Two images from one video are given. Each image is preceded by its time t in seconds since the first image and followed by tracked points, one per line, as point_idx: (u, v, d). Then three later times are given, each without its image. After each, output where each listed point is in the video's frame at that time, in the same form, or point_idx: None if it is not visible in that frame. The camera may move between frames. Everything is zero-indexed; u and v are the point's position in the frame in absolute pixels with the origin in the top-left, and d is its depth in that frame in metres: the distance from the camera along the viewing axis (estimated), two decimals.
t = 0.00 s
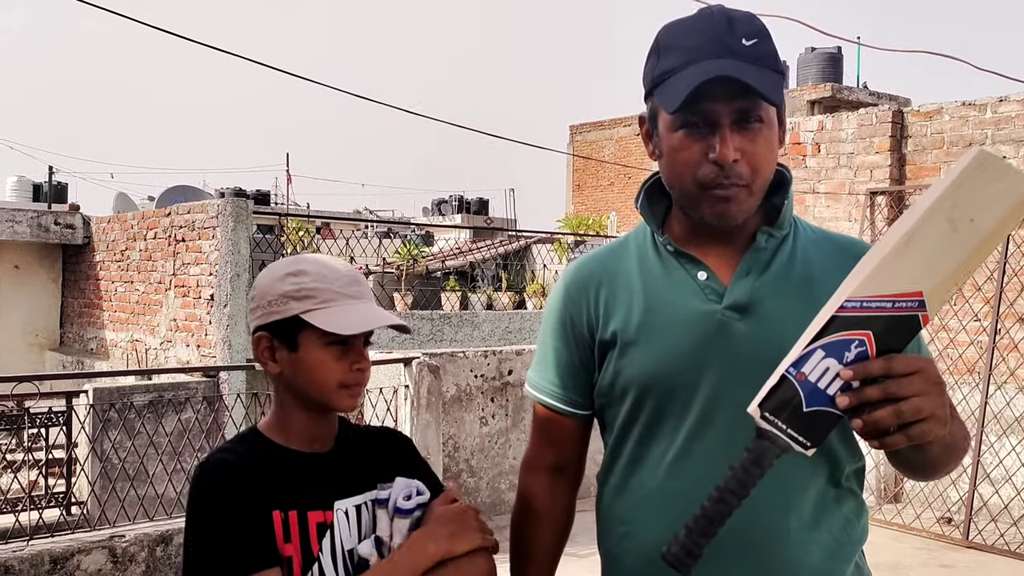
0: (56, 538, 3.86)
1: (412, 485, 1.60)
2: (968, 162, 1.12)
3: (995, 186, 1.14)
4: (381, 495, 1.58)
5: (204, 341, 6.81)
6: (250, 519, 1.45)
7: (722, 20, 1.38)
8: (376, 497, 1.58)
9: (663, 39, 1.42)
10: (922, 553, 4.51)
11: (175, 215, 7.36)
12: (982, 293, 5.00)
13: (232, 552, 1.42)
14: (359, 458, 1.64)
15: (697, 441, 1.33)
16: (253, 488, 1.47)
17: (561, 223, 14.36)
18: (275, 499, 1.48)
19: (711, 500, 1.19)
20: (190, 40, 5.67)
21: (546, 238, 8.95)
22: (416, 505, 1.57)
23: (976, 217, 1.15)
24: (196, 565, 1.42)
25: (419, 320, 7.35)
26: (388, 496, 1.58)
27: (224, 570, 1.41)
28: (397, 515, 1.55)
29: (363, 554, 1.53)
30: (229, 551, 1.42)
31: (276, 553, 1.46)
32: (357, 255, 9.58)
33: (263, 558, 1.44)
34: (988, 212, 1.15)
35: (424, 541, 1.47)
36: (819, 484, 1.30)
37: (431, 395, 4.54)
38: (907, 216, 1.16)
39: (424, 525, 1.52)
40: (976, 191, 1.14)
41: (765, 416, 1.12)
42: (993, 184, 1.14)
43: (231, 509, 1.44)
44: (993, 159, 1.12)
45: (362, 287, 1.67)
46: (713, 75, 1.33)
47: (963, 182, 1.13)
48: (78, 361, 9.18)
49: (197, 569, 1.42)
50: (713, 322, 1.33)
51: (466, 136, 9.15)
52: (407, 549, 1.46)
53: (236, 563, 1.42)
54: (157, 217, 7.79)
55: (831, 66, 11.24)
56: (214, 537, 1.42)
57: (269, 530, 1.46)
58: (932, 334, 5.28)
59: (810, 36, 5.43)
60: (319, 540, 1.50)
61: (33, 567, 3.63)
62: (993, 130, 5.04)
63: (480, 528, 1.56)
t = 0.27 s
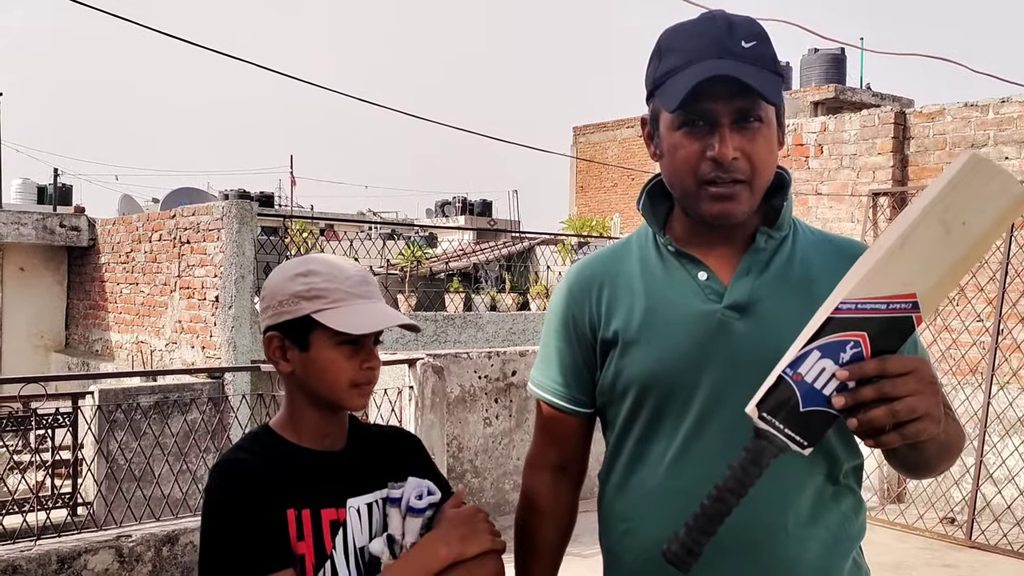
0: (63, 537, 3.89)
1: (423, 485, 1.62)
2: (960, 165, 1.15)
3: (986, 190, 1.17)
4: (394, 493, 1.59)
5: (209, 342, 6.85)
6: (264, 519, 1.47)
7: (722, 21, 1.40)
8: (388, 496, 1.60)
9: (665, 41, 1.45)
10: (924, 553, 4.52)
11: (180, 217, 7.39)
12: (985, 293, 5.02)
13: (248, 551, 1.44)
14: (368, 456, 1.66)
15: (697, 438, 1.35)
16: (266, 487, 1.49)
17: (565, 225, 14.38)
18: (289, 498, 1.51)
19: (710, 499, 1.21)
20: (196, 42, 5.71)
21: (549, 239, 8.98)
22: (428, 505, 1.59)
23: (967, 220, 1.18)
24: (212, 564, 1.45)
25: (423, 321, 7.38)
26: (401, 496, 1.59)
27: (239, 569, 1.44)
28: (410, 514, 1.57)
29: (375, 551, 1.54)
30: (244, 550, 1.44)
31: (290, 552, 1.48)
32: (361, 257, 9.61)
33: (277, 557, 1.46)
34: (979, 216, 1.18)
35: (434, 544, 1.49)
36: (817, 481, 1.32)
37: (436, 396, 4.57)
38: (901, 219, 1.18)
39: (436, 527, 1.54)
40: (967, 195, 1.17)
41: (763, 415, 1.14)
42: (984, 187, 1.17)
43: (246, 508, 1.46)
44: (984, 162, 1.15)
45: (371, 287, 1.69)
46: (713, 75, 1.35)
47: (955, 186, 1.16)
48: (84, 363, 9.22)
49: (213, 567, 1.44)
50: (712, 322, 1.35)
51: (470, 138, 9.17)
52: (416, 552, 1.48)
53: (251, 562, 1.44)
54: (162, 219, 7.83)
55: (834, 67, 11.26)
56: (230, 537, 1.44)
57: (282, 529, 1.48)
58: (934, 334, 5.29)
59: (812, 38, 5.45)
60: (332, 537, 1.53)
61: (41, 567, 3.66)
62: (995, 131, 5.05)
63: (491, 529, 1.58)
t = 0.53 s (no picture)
0: (72, 536, 3.92)
1: (431, 481, 1.64)
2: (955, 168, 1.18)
3: (981, 191, 1.19)
4: (402, 490, 1.61)
5: (215, 342, 6.88)
6: (276, 515, 1.49)
7: (724, 20, 1.42)
8: (396, 492, 1.62)
9: (667, 39, 1.47)
10: (928, 551, 4.53)
11: (185, 218, 7.43)
12: (989, 292, 5.03)
13: (260, 547, 1.47)
14: (376, 453, 1.68)
15: (699, 433, 1.37)
16: (277, 484, 1.51)
17: (568, 225, 14.39)
18: (300, 494, 1.53)
19: (711, 496, 1.28)
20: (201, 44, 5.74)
21: (554, 239, 9.00)
22: (435, 501, 1.61)
23: (963, 220, 1.20)
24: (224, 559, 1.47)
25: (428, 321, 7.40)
26: (409, 492, 1.61)
27: (252, 564, 1.46)
28: (418, 510, 1.59)
29: (383, 546, 1.57)
30: (256, 545, 1.46)
31: (301, 547, 1.50)
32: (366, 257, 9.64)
33: (289, 552, 1.48)
34: (974, 217, 1.20)
35: (441, 540, 1.52)
36: (819, 476, 1.34)
37: (441, 395, 4.60)
38: (898, 220, 1.20)
39: (443, 524, 1.57)
40: (962, 196, 1.19)
41: (762, 413, 1.16)
42: (980, 188, 1.19)
43: (258, 505, 1.48)
44: (979, 164, 1.17)
45: (379, 285, 1.72)
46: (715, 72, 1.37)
47: (951, 187, 1.19)
48: (90, 363, 9.27)
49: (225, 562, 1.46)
50: (714, 318, 1.38)
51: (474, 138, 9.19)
52: (424, 548, 1.50)
53: (263, 557, 1.46)
54: (168, 219, 7.87)
55: (838, 66, 11.25)
56: (242, 533, 1.47)
57: (294, 525, 1.51)
58: (938, 333, 5.30)
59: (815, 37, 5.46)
60: (342, 533, 1.55)
61: (50, 565, 3.70)
62: (998, 130, 5.06)
63: (496, 524, 1.61)
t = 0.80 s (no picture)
0: (77, 536, 3.94)
1: (432, 480, 1.65)
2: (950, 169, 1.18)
3: (976, 192, 1.20)
4: (403, 489, 1.62)
5: (219, 343, 6.90)
6: (280, 514, 1.50)
7: (725, 19, 1.43)
8: (398, 491, 1.63)
9: (669, 39, 1.48)
10: (931, 551, 4.54)
11: (189, 219, 7.45)
12: (991, 292, 5.03)
13: (265, 546, 1.48)
14: (378, 452, 1.69)
15: (700, 430, 1.38)
16: (279, 483, 1.52)
17: (571, 225, 14.41)
18: (303, 493, 1.54)
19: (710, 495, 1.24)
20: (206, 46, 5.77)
21: (557, 240, 9.02)
22: (437, 499, 1.61)
23: (957, 222, 1.21)
24: (229, 558, 1.48)
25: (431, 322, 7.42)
26: (411, 490, 1.61)
27: (256, 562, 1.47)
28: (419, 508, 1.59)
29: (386, 544, 1.58)
30: (261, 544, 1.47)
31: (305, 546, 1.52)
32: (369, 258, 9.65)
33: (293, 550, 1.50)
34: (968, 217, 1.21)
35: (442, 541, 1.53)
36: (819, 474, 1.35)
37: (443, 395, 4.62)
38: (895, 219, 1.21)
39: (445, 523, 1.58)
40: (958, 196, 1.20)
41: (760, 413, 1.17)
42: (975, 189, 1.20)
43: (262, 504, 1.49)
44: (976, 166, 1.18)
45: (380, 287, 1.73)
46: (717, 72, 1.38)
47: (947, 188, 1.19)
48: (94, 363, 9.29)
49: (230, 561, 1.47)
50: (715, 316, 1.39)
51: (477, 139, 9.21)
52: (426, 549, 1.52)
53: (268, 556, 1.47)
54: (172, 221, 7.89)
55: (841, 67, 11.26)
56: (246, 533, 1.48)
57: (297, 524, 1.52)
58: (941, 334, 5.30)
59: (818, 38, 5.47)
60: (345, 531, 1.57)
61: (55, 565, 3.71)
62: (1001, 130, 5.07)
63: (493, 515, 1.62)
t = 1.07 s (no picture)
0: (81, 537, 3.95)
1: (435, 481, 1.66)
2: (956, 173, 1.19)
3: (981, 197, 1.21)
4: (406, 490, 1.63)
5: (222, 344, 6.91)
6: (282, 514, 1.51)
7: (733, 22, 1.43)
8: (400, 492, 1.64)
9: (676, 43, 1.47)
10: (934, 552, 4.53)
11: (192, 220, 7.46)
12: (995, 293, 5.02)
13: (267, 545, 1.48)
14: (382, 453, 1.69)
15: (705, 432, 1.39)
16: (283, 483, 1.53)
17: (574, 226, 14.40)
18: (305, 494, 1.55)
19: (713, 496, 1.23)
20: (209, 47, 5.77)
21: (560, 241, 9.02)
22: (439, 500, 1.63)
23: (964, 226, 1.21)
24: (232, 558, 1.48)
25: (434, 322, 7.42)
26: (413, 491, 1.63)
27: (257, 562, 1.48)
28: (422, 509, 1.61)
29: (388, 545, 1.58)
30: (262, 544, 1.48)
31: (306, 546, 1.52)
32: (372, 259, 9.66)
33: (294, 550, 1.50)
34: (975, 222, 1.21)
35: (444, 541, 1.53)
36: (823, 475, 1.35)
37: (446, 395, 4.64)
38: (901, 223, 1.21)
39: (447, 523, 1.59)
40: (964, 201, 1.20)
41: (765, 415, 1.16)
42: (981, 194, 1.20)
43: (264, 504, 1.50)
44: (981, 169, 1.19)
45: (383, 289, 1.73)
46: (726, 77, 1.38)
47: (952, 193, 1.20)
48: (98, 364, 9.31)
49: (232, 561, 1.48)
50: (719, 318, 1.39)
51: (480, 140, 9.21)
52: (428, 549, 1.52)
53: (269, 555, 1.48)
54: (175, 222, 7.90)
55: (844, 67, 11.25)
56: (249, 533, 1.48)
57: (299, 524, 1.52)
58: (945, 334, 5.30)
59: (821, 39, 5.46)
60: (347, 532, 1.57)
61: (59, 565, 3.72)
62: (1004, 131, 5.07)
63: (496, 519, 1.62)
